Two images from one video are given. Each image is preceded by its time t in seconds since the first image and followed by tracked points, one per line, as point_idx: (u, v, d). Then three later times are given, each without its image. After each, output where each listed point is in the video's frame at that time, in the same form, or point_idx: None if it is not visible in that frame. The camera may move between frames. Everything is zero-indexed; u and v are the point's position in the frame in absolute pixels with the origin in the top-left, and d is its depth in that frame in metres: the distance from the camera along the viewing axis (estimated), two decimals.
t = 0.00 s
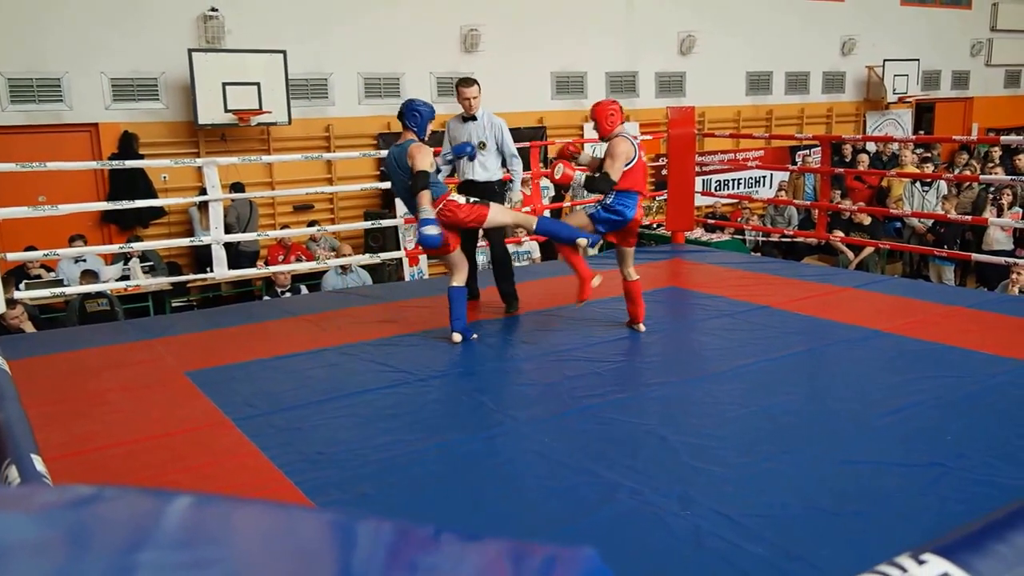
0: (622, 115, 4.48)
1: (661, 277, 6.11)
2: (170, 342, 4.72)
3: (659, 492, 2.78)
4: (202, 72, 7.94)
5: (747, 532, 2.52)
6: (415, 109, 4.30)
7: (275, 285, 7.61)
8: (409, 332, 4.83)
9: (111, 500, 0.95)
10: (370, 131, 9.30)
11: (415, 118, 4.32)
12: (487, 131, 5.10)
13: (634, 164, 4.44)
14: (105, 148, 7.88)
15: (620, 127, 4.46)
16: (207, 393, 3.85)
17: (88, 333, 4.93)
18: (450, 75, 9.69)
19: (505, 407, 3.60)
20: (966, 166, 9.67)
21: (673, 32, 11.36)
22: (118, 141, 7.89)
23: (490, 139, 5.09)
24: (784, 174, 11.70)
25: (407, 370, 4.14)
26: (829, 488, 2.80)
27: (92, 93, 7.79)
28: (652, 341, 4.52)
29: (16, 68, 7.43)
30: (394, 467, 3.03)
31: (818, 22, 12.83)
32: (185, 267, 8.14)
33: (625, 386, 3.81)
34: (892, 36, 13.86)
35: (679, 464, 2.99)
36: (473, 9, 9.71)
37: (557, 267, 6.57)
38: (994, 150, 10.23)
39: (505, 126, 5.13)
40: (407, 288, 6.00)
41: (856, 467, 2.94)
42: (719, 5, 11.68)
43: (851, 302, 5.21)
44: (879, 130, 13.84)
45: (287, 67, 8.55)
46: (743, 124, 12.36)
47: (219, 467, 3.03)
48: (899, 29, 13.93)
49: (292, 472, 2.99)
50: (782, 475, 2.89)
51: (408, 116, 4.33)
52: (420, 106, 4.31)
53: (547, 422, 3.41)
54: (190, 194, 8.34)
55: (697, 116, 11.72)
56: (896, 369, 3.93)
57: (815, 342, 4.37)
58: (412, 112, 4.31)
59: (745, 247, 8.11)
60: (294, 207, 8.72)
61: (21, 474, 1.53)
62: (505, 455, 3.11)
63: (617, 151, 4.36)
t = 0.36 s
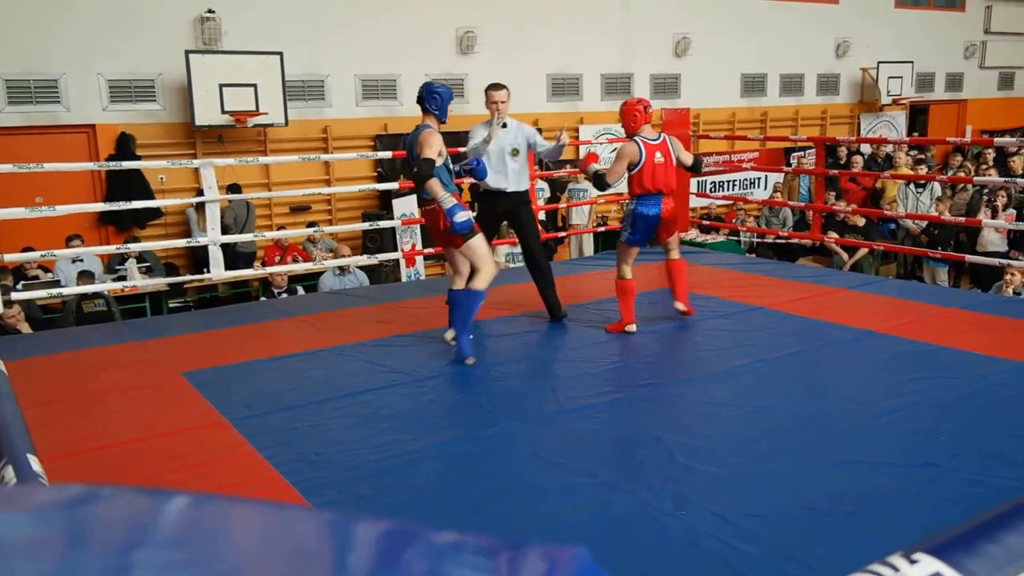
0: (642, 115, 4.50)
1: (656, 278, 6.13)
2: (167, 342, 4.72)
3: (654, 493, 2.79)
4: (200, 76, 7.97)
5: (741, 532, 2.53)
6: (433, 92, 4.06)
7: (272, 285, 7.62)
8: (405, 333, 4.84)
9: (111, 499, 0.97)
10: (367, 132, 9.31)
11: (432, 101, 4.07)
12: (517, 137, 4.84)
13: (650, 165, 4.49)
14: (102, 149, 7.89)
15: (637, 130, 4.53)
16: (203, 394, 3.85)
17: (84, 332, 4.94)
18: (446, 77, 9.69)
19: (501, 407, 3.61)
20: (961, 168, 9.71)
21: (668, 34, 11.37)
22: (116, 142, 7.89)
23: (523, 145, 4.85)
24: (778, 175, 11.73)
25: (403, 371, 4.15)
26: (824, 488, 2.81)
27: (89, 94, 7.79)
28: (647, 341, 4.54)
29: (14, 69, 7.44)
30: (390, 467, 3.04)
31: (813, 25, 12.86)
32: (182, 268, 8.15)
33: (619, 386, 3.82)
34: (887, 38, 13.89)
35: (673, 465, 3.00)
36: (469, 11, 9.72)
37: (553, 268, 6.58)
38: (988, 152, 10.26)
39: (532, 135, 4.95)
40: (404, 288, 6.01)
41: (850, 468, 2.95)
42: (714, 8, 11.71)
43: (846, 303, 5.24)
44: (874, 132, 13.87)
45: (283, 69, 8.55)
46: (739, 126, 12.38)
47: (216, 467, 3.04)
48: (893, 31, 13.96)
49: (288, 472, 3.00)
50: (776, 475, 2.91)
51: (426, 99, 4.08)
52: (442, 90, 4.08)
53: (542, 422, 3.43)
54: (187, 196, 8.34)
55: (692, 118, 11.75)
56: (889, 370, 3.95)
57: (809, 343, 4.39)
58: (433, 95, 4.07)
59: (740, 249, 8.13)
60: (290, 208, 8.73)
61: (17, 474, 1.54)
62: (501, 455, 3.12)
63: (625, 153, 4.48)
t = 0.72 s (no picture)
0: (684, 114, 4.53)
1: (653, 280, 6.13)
2: (163, 344, 4.72)
3: (650, 493, 2.80)
4: (197, 78, 7.97)
5: (738, 533, 2.54)
6: (443, 86, 4.03)
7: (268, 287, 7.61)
8: (402, 334, 4.84)
9: (109, 500, 0.97)
10: (364, 134, 9.31)
11: (442, 96, 4.04)
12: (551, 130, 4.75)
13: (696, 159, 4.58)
14: (99, 151, 7.88)
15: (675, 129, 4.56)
16: (200, 395, 3.85)
17: (81, 334, 4.94)
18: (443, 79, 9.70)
19: (497, 408, 3.61)
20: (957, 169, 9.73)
21: (665, 36, 11.39)
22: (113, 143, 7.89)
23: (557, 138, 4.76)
24: (774, 177, 11.75)
25: (400, 372, 4.15)
26: (820, 489, 2.82)
27: (86, 96, 7.78)
28: (643, 343, 4.54)
29: (11, 69, 7.43)
30: (386, 468, 3.04)
31: (809, 27, 12.89)
32: (179, 269, 8.14)
33: (616, 388, 3.82)
34: (883, 41, 13.92)
35: (670, 466, 3.00)
36: (466, 13, 9.73)
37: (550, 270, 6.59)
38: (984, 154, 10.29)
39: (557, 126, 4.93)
40: (401, 290, 6.01)
41: (846, 468, 2.96)
42: (711, 11, 11.74)
43: (842, 304, 5.25)
44: (870, 134, 13.90)
45: (280, 70, 8.55)
46: (735, 128, 12.39)
47: (213, 468, 3.04)
48: (890, 33, 13.99)
49: (285, 474, 3.00)
50: (773, 476, 2.91)
51: (436, 95, 4.04)
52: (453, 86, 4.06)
53: (540, 423, 3.43)
54: (184, 197, 8.33)
55: (689, 120, 11.76)
56: (885, 371, 3.95)
57: (806, 344, 4.40)
58: (444, 89, 4.03)
59: (736, 250, 8.15)
60: (287, 209, 8.73)
61: (13, 475, 1.55)
62: (498, 456, 3.12)
63: (676, 153, 4.49)
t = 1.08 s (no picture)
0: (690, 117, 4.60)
1: (649, 281, 6.14)
2: (160, 345, 4.71)
3: (648, 494, 2.80)
4: (194, 78, 7.95)
5: (734, 534, 2.53)
6: (439, 87, 4.03)
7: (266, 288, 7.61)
8: (399, 336, 4.83)
9: (105, 501, 0.97)
10: (362, 135, 9.32)
11: (439, 97, 4.04)
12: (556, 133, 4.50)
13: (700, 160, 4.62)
14: (95, 152, 7.87)
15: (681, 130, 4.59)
16: (197, 396, 3.84)
17: (77, 335, 4.93)
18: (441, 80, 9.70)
19: (495, 409, 3.61)
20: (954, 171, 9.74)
21: (662, 37, 11.40)
22: (110, 144, 7.88)
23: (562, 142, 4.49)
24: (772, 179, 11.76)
25: (397, 373, 4.15)
26: (817, 490, 2.82)
27: (84, 97, 7.78)
28: (641, 344, 4.54)
29: (8, 70, 7.42)
30: (384, 470, 3.04)
31: (807, 28, 12.90)
32: (177, 271, 8.14)
33: (613, 389, 3.82)
34: (880, 42, 13.94)
35: (668, 467, 3.00)
36: (464, 14, 9.72)
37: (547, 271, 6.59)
38: (981, 155, 10.31)
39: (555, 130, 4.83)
40: (398, 291, 6.00)
41: (843, 469, 2.96)
42: (709, 12, 11.75)
43: (839, 305, 5.25)
44: (867, 135, 13.92)
45: (278, 71, 8.54)
46: (733, 129, 12.40)
47: (210, 470, 3.03)
48: (887, 35, 14.01)
49: (282, 475, 3.00)
50: (769, 477, 2.91)
51: (432, 96, 4.04)
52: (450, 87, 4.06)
53: (537, 424, 3.43)
54: (181, 198, 8.34)
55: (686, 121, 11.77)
56: (882, 372, 3.96)
57: (803, 346, 4.40)
58: (439, 90, 4.03)
59: (734, 251, 8.15)
60: (285, 211, 8.73)
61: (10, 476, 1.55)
62: (495, 457, 3.12)
63: (692, 153, 4.52)
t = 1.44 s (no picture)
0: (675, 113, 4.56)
1: (647, 281, 6.14)
2: (157, 346, 4.70)
3: (646, 494, 2.80)
4: (192, 78, 7.94)
5: (733, 535, 2.53)
6: (419, 90, 4.03)
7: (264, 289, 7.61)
8: (397, 337, 4.83)
9: (103, 500, 0.97)
10: (360, 136, 9.32)
11: (417, 100, 4.04)
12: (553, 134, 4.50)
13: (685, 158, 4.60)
14: (93, 152, 7.86)
15: (662, 127, 4.57)
16: (194, 397, 3.83)
17: (73, 336, 4.91)
18: (439, 81, 9.70)
19: (493, 410, 3.61)
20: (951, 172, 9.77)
21: (661, 38, 11.41)
22: (107, 144, 7.87)
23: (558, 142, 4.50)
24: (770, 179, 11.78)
25: (395, 373, 4.15)
26: (816, 490, 2.82)
27: (80, 98, 7.76)
28: (639, 344, 4.54)
29: (5, 70, 7.41)
30: (382, 470, 3.03)
31: (805, 29, 12.92)
32: (174, 272, 8.13)
33: (611, 389, 3.82)
34: (878, 43, 13.96)
35: (666, 468, 3.00)
36: (463, 14, 9.72)
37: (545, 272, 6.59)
38: (979, 156, 10.35)
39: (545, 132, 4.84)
40: (395, 292, 6.00)
41: (841, 470, 2.96)
42: (707, 13, 11.77)
43: (836, 306, 5.26)
44: (864, 136, 13.95)
45: (276, 71, 8.53)
46: (731, 130, 12.42)
47: (208, 471, 3.03)
48: (884, 35, 14.03)
49: (280, 476, 2.99)
50: (768, 477, 2.92)
51: (412, 97, 4.06)
52: (427, 88, 4.03)
53: (535, 424, 3.43)
54: (178, 198, 8.33)
55: (685, 122, 11.78)
56: (879, 372, 3.97)
57: (800, 346, 4.41)
58: (419, 93, 4.03)
59: (731, 252, 8.16)
60: (283, 211, 8.72)
61: (8, 477, 1.54)
62: (493, 458, 3.12)
63: (667, 152, 4.51)
